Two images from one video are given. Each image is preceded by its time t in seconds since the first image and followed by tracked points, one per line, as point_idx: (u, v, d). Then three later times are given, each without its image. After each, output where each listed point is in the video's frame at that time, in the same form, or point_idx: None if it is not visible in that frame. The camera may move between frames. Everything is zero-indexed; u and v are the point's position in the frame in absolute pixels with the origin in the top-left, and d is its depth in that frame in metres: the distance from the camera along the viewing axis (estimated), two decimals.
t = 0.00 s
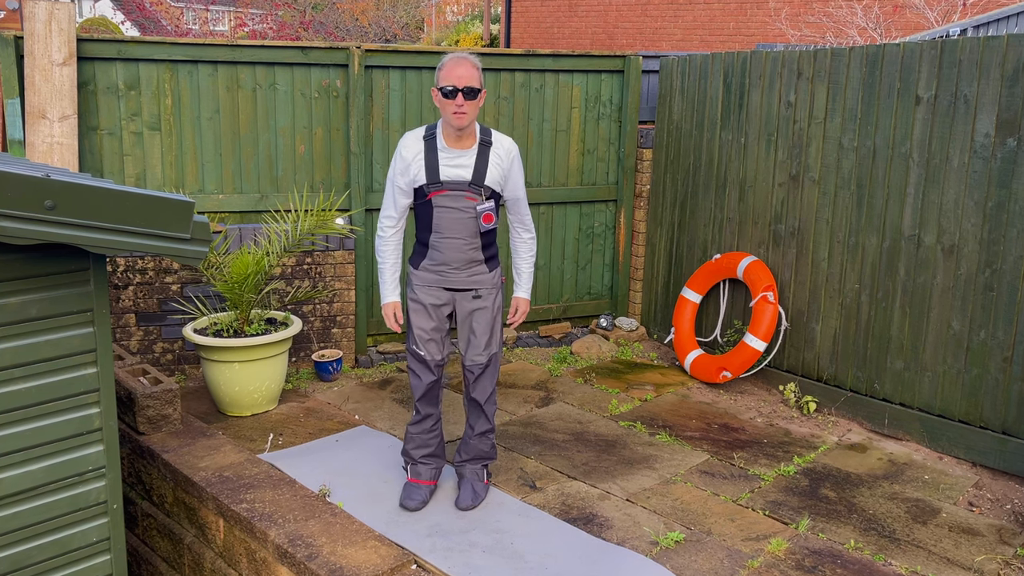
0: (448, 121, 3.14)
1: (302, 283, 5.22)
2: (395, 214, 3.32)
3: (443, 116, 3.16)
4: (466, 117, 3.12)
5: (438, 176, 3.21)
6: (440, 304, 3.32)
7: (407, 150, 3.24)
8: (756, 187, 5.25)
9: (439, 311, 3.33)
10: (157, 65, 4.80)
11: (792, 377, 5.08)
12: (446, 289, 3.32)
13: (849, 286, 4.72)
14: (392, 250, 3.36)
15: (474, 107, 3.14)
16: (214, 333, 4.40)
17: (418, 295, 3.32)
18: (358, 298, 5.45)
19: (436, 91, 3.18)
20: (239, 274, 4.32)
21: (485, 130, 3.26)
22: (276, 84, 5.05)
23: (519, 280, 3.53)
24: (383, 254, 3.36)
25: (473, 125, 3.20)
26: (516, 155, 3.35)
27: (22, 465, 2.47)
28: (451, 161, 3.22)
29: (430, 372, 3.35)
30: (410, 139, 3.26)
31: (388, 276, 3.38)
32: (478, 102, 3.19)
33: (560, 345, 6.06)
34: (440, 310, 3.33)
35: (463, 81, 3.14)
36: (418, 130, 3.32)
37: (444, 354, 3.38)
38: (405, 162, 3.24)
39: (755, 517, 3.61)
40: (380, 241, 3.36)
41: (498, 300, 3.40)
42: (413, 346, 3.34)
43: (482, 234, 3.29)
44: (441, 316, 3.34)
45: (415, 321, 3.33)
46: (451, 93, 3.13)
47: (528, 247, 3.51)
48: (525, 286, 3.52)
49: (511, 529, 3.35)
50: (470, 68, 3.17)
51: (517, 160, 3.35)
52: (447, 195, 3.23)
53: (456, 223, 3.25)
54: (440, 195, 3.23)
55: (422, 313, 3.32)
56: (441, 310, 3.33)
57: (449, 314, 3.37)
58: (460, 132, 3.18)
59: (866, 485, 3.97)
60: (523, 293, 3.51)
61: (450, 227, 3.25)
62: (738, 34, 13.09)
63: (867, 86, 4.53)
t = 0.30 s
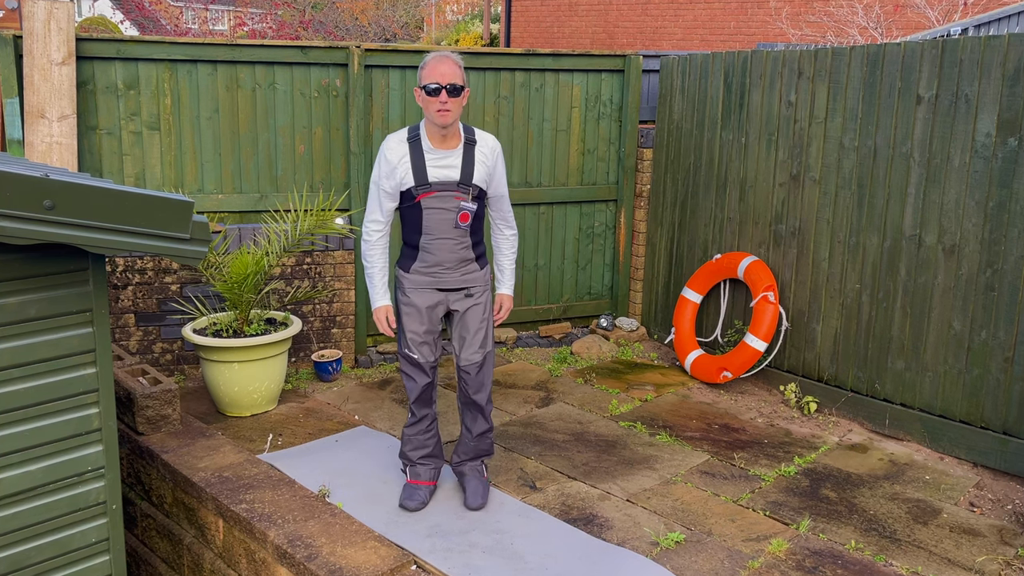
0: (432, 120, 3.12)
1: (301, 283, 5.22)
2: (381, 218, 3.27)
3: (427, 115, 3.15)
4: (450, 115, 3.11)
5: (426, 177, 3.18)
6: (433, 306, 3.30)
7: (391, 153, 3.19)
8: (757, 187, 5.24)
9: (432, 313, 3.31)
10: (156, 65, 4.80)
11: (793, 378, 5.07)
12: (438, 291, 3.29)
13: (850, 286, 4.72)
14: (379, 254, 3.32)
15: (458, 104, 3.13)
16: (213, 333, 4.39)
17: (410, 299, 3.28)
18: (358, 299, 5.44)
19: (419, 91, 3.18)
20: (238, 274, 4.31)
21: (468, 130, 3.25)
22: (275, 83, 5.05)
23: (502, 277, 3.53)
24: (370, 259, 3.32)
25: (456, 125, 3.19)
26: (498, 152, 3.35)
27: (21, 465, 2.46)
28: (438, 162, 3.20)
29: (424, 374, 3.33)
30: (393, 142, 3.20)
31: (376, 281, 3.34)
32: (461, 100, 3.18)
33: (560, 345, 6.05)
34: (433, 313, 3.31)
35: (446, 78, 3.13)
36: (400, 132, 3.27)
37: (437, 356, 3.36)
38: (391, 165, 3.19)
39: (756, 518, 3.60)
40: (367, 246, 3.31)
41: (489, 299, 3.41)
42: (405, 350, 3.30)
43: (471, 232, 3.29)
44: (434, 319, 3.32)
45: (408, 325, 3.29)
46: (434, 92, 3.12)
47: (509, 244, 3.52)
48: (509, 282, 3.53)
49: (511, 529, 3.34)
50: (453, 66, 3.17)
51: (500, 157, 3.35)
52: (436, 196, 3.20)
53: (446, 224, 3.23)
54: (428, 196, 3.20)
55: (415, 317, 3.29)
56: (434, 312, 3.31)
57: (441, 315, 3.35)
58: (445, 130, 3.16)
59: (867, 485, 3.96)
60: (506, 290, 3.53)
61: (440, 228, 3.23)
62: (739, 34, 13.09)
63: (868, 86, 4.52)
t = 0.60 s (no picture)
0: (433, 119, 3.11)
1: (301, 283, 5.21)
2: (381, 218, 3.26)
3: (428, 114, 3.13)
4: (451, 114, 3.10)
5: (427, 176, 3.17)
6: (435, 307, 3.29)
7: (392, 153, 3.18)
8: (757, 187, 5.23)
9: (434, 314, 3.29)
10: (156, 64, 4.79)
11: (793, 378, 5.06)
12: (440, 291, 3.28)
13: (850, 286, 4.71)
14: (379, 255, 3.31)
15: (459, 104, 3.12)
16: (212, 333, 4.39)
17: (412, 300, 3.27)
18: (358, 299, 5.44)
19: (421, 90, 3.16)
20: (238, 274, 4.30)
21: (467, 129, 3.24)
22: (275, 83, 5.04)
23: (504, 278, 3.51)
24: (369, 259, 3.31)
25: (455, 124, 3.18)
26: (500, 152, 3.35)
27: (20, 466, 2.45)
28: (439, 161, 3.19)
29: (426, 376, 3.32)
30: (394, 142, 3.19)
31: (375, 281, 3.32)
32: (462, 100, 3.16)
33: (560, 345, 6.04)
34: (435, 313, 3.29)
35: (448, 77, 3.11)
36: (400, 131, 3.26)
37: (438, 356, 3.34)
38: (392, 164, 3.17)
39: (756, 519, 3.59)
40: (367, 247, 3.30)
41: (491, 299, 3.41)
42: (407, 352, 3.28)
43: (473, 232, 3.29)
44: (436, 319, 3.30)
45: (409, 326, 3.27)
46: (435, 91, 3.10)
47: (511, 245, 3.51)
48: (510, 284, 3.51)
49: (510, 530, 3.33)
50: (455, 66, 3.15)
51: (501, 156, 3.35)
52: (437, 195, 3.19)
53: (449, 224, 3.23)
54: (429, 195, 3.19)
55: (416, 318, 3.27)
56: (436, 313, 3.30)
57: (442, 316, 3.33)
58: (446, 129, 3.15)
59: (868, 486, 3.95)
60: (509, 292, 3.51)
61: (441, 227, 3.22)
62: (739, 33, 13.09)
63: (869, 85, 4.51)
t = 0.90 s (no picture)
0: (440, 119, 3.10)
1: (300, 283, 5.20)
2: (387, 217, 3.24)
3: (435, 114, 3.12)
4: (458, 115, 3.09)
5: (432, 175, 3.16)
6: (438, 308, 3.27)
7: (398, 151, 3.17)
8: (758, 187, 5.23)
9: (437, 315, 3.28)
10: (155, 64, 4.78)
11: (794, 378, 5.05)
12: (443, 292, 3.27)
13: (851, 286, 4.70)
14: (385, 254, 3.29)
15: (466, 104, 3.11)
16: (212, 334, 4.38)
17: (415, 301, 3.25)
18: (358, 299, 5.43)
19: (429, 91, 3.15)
20: (238, 274, 4.29)
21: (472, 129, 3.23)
22: (274, 83, 5.03)
23: (511, 280, 3.50)
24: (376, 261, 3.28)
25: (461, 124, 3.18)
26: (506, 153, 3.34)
27: (19, 466, 2.44)
28: (444, 160, 3.18)
29: (428, 378, 3.30)
30: (399, 140, 3.19)
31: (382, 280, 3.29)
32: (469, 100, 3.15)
33: (560, 345, 6.03)
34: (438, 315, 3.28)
35: (455, 79, 3.10)
36: (405, 131, 3.26)
37: (441, 358, 3.33)
38: (397, 163, 3.16)
39: (757, 519, 3.58)
40: (372, 246, 3.28)
41: (495, 300, 3.39)
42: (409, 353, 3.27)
43: (477, 232, 3.28)
44: (439, 321, 3.29)
45: (412, 328, 3.26)
46: (442, 92, 3.09)
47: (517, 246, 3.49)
48: (517, 286, 3.49)
49: (510, 530, 3.32)
50: (462, 66, 3.13)
51: (507, 157, 3.34)
52: (442, 194, 3.19)
53: (453, 223, 3.22)
54: (434, 194, 3.18)
55: (419, 319, 3.26)
56: (439, 314, 3.29)
57: (445, 318, 3.32)
58: (452, 129, 3.15)
59: (869, 487, 3.94)
60: (516, 294, 3.48)
61: (446, 227, 3.22)
62: (740, 33, 13.09)
63: (870, 84, 4.50)
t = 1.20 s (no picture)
0: (441, 120, 3.09)
1: (300, 283, 5.19)
2: (388, 217, 3.23)
3: (436, 115, 3.12)
4: (460, 116, 3.08)
5: (433, 175, 3.15)
6: (440, 309, 3.26)
7: (399, 152, 3.16)
8: (759, 187, 5.22)
9: (439, 317, 3.27)
10: (154, 64, 4.77)
11: (794, 379, 5.04)
12: (445, 294, 3.26)
13: (852, 286, 4.69)
14: (386, 255, 3.28)
15: (468, 106, 3.10)
16: (211, 334, 4.37)
17: (417, 302, 3.24)
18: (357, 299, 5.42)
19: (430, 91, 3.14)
20: (237, 274, 4.28)
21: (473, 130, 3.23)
22: (274, 83, 5.02)
23: (510, 283, 3.50)
24: (377, 262, 3.27)
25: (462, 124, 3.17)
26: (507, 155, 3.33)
27: (17, 467, 2.44)
28: (445, 160, 3.17)
29: (429, 380, 3.29)
30: (401, 141, 3.18)
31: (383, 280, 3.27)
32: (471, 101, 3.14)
33: (560, 346, 6.02)
34: (440, 316, 3.27)
35: (457, 80, 3.09)
36: (406, 131, 3.25)
37: (443, 360, 3.32)
38: (399, 163, 3.15)
39: (758, 520, 3.57)
40: (373, 247, 3.27)
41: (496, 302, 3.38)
42: (411, 355, 3.26)
43: (478, 233, 3.27)
44: (441, 323, 3.28)
45: (414, 330, 3.25)
46: (443, 94, 3.08)
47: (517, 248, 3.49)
48: (517, 289, 3.48)
49: (510, 531, 3.31)
50: (464, 67, 3.12)
51: (508, 158, 3.32)
52: (443, 195, 3.18)
53: (455, 224, 3.21)
54: (435, 194, 3.17)
55: (421, 321, 3.24)
56: (441, 316, 3.27)
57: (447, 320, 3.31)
58: (454, 130, 3.14)
59: (869, 487, 3.93)
60: (516, 296, 3.48)
61: (447, 228, 3.21)
62: (740, 32, 13.11)
63: (870, 84, 4.49)
